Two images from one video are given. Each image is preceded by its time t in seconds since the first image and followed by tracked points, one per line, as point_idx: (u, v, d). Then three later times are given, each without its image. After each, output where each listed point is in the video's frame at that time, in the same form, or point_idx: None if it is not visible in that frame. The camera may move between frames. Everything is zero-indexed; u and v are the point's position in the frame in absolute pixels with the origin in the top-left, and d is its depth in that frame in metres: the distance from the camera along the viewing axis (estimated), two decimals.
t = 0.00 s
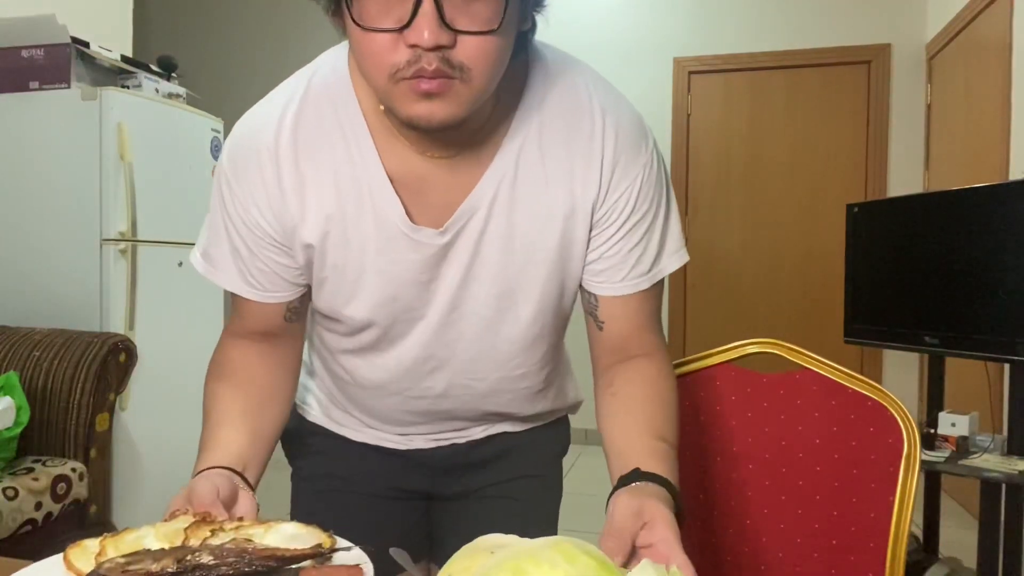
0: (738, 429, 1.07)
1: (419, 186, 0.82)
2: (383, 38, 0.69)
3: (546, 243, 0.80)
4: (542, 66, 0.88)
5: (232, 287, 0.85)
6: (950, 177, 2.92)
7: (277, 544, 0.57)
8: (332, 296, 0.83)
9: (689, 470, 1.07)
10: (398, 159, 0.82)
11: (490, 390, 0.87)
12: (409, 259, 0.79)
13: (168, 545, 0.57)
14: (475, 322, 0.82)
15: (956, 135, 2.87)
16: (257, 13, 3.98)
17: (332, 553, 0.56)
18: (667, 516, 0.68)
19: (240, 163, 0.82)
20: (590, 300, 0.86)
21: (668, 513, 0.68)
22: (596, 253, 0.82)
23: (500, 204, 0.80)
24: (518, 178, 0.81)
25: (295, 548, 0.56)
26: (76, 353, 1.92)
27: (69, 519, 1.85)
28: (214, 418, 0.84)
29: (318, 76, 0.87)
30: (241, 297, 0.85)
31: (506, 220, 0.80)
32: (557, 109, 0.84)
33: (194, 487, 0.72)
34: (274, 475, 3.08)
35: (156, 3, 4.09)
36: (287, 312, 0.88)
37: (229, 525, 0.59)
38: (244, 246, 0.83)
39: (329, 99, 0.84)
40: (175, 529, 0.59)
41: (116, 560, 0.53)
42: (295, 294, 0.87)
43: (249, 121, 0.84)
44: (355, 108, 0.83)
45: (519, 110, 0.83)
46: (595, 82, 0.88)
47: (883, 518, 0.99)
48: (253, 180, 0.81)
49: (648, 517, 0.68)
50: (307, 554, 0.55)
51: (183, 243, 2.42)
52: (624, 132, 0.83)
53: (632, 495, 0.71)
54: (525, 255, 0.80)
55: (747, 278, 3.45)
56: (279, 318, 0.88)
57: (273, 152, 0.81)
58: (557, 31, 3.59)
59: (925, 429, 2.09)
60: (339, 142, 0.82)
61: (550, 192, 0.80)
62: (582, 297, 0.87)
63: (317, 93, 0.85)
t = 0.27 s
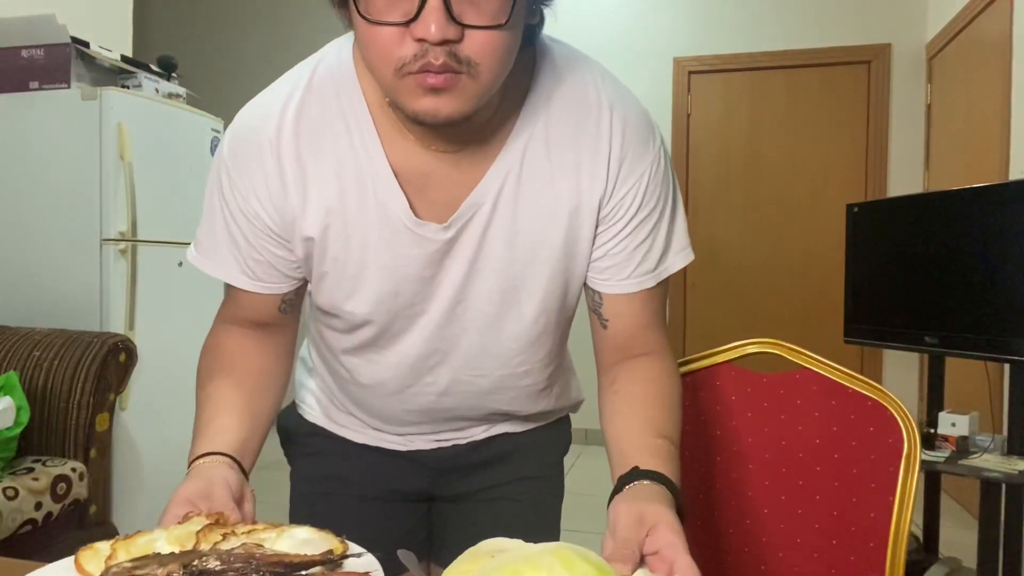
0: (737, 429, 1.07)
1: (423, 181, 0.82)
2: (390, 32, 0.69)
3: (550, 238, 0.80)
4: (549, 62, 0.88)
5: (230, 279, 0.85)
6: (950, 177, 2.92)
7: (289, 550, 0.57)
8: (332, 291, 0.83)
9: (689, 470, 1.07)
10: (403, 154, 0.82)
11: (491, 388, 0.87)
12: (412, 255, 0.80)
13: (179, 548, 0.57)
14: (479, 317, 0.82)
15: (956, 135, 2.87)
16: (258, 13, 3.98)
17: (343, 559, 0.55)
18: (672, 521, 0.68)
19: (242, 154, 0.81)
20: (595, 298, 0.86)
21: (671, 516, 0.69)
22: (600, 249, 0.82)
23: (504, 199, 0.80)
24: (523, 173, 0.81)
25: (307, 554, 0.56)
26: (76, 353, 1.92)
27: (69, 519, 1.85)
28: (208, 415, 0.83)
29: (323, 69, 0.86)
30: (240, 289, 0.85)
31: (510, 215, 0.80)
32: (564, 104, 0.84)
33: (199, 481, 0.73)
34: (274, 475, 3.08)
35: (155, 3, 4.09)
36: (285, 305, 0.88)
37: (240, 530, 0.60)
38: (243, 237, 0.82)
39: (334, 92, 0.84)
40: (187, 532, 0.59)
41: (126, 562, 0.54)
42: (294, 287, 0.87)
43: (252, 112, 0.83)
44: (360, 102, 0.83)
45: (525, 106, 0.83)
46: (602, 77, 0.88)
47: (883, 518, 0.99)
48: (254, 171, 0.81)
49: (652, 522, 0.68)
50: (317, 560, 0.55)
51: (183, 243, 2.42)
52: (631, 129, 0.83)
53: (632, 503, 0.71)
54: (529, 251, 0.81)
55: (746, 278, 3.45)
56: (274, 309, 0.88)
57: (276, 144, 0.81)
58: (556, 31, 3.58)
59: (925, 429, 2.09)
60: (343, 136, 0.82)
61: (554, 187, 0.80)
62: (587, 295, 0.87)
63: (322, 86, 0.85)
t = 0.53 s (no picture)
0: (737, 428, 1.07)
1: (425, 180, 0.82)
2: (389, 29, 0.69)
3: (551, 239, 0.80)
4: (550, 61, 0.88)
5: (228, 278, 0.84)
6: (950, 177, 2.92)
7: (298, 557, 0.57)
8: (333, 291, 0.83)
9: (689, 470, 1.08)
10: (404, 153, 0.82)
11: (491, 389, 0.87)
12: (413, 254, 0.80)
13: (187, 555, 0.57)
14: (480, 317, 0.82)
15: (956, 135, 2.87)
16: (258, 13, 3.98)
17: (353, 567, 0.55)
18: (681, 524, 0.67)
19: (241, 153, 0.81)
20: (597, 298, 0.86)
21: (680, 519, 0.68)
22: (601, 249, 0.82)
23: (505, 199, 0.80)
24: (524, 173, 0.81)
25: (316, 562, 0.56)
26: (76, 352, 1.92)
27: (69, 519, 1.85)
28: (208, 415, 0.83)
29: (323, 67, 0.86)
30: (239, 288, 0.85)
31: (511, 215, 0.80)
32: (565, 103, 0.84)
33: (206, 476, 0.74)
34: (274, 475, 3.08)
35: (155, 3, 4.09)
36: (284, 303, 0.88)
37: (249, 536, 0.60)
38: (242, 237, 0.82)
39: (335, 91, 0.84)
40: (195, 540, 0.59)
41: (134, 568, 0.54)
42: (293, 286, 0.87)
43: (251, 110, 0.83)
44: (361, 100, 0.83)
45: (526, 105, 0.83)
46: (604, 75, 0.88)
47: (883, 518, 0.99)
48: (254, 170, 0.81)
49: (659, 526, 0.68)
50: (327, 568, 0.55)
51: (183, 243, 2.42)
52: (633, 128, 0.83)
53: (638, 508, 0.70)
54: (529, 250, 0.81)
55: (746, 278, 3.45)
56: (275, 309, 0.88)
57: (276, 142, 0.80)
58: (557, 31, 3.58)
59: (925, 429, 2.10)
60: (344, 135, 0.82)
61: (555, 187, 0.80)
62: (589, 294, 0.87)
63: (322, 84, 0.84)
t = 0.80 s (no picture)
0: (737, 428, 1.07)
1: (425, 177, 0.82)
2: (389, 21, 0.69)
3: (552, 237, 0.80)
4: (552, 58, 0.88)
5: (224, 274, 0.84)
6: (950, 177, 2.92)
7: (299, 559, 0.57)
8: (332, 289, 0.83)
9: (689, 471, 1.07)
10: (406, 149, 0.82)
11: (492, 389, 0.87)
12: (413, 252, 0.79)
13: (188, 556, 0.57)
14: (482, 315, 0.82)
15: (956, 135, 2.87)
16: (258, 13, 3.98)
17: (354, 568, 0.54)
18: (679, 517, 0.68)
19: (241, 148, 0.81)
20: (601, 295, 0.86)
21: (678, 512, 0.69)
22: (603, 247, 0.82)
23: (506, 197, 0.80)
24: (526, 170, 0.81)
25: (317, 563, 0.56)
26: (76, 352, 1.92)
27: (68, 519, 1.85)
28: (208, 413, 0.83)
29: (324, 63, 0.86)
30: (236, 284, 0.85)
31: (512, 212, 0.80)
32: (567, 100, 0.84)
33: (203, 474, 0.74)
34: (274, 475, 3.08)
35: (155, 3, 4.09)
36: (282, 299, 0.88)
37: (250, 537, 0.60)
38: (239, 232, 0.82)
39: (336, 87, 0.84)
40: (196, 541, 0.59)
41: (134, 569, 0.54)
42: (291, 282, 0.87)
43: (250, 106, 0.83)
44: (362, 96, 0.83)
45: (527, 102, 0.83)
46: (605, 72, 0.88)
47: (883, 518, 0.99)
48: (252, 166, 0.80)
49: (657, 520, 0.69)
50: (329, 569, 0.54)
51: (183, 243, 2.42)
52: (635, 126, 0.83)
53: (637, 501, 0.71)
54: (531, 248, 0.81)
55: (747, 278, 3.45)
56: (271, 303, 0.88)
57: (275, 138, 0.80)
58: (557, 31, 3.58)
59: (925, 429, 2.10)
60: (344, 132, 0.82)
61: (557, 183, 0.80)
62: (594, 292, 0.87)
63: (321, 81, 0.84)
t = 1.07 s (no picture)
0: (737, 428, 1.07)
1: (425, 173, 0.82)
2: (395, 13, 0.69)
3: (554, 235, 0.80)
4: (556, 56, 0.88)
5: (214, 263, 0.84)
6: (950, 177, 2.92)
7: (299, 558, 0.57)
8: (332, 288, 0.83)
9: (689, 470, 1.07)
10: (408, 146, 0.82)
11: (491, 389, 0.87)
12: (413, 251, 0.79)
13: (188, 556, 0.57)
14: (483, 315, 0.82)
15: (956, 135, 2.87)
16: (259, 13, 3.98)
17: (354, 568, 0.54)
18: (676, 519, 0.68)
19: (238, 138, 0.81)
20: (602, 296, 0.86)
21: (676, 514, 0.69)
22: (605, 246, 0.82)
23: (508, 195, 0.80)
24: (527, 168, 0.81)
25: (317, 563, 0.56)
26: (77, 352, 1.92)
27: (68, 518, 1.85)
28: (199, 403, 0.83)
29: (325, 57, 0.85)
30: (224, 273, 0.85)
31: (512, 211, 0.80)
32: (571, 99, 0.84)
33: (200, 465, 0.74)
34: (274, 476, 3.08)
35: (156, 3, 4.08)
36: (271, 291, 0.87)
37: (250, 537, 0.60)
38: (232, 223, 0.82)
39: (338, 81, 0.83)
40: (196, 541, 0.59)
41: (133, 569, 0.54)
42: (283, 274, 0.87)
43: (249, 96, 0.82)
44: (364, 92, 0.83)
45: (530, 100, 0.83)
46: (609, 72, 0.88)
47: (883, 518, 0.99)
48: (250, 157, 0.80)
49: (655, 521, 0.68)
50: (328, 569, 0.54)
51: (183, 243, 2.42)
52: (638, 125, 0.83)
53: (636, 498, 0.70)
54: (532, 247, 0.81)
55: (746, 278, 3.45)
56: (263, 293, 0.88)
57: (274, 131, 0.80)
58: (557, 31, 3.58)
59: (925, 429, 2.10)
60: (343, 127, 0.81)
61: (559, 182, 0.80)
62: (594, 293, 0.87)
63: (321, 75, 0.84)
